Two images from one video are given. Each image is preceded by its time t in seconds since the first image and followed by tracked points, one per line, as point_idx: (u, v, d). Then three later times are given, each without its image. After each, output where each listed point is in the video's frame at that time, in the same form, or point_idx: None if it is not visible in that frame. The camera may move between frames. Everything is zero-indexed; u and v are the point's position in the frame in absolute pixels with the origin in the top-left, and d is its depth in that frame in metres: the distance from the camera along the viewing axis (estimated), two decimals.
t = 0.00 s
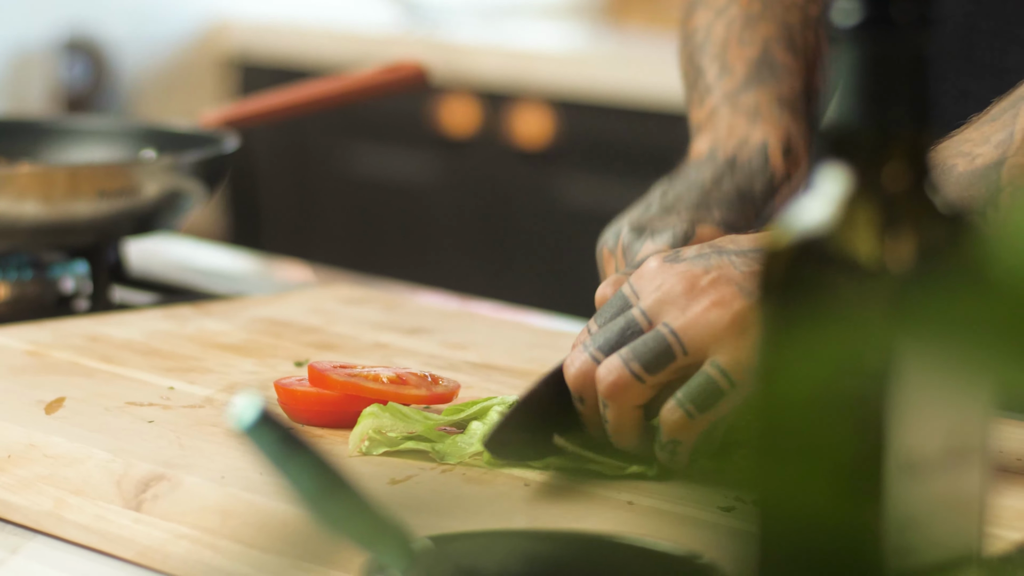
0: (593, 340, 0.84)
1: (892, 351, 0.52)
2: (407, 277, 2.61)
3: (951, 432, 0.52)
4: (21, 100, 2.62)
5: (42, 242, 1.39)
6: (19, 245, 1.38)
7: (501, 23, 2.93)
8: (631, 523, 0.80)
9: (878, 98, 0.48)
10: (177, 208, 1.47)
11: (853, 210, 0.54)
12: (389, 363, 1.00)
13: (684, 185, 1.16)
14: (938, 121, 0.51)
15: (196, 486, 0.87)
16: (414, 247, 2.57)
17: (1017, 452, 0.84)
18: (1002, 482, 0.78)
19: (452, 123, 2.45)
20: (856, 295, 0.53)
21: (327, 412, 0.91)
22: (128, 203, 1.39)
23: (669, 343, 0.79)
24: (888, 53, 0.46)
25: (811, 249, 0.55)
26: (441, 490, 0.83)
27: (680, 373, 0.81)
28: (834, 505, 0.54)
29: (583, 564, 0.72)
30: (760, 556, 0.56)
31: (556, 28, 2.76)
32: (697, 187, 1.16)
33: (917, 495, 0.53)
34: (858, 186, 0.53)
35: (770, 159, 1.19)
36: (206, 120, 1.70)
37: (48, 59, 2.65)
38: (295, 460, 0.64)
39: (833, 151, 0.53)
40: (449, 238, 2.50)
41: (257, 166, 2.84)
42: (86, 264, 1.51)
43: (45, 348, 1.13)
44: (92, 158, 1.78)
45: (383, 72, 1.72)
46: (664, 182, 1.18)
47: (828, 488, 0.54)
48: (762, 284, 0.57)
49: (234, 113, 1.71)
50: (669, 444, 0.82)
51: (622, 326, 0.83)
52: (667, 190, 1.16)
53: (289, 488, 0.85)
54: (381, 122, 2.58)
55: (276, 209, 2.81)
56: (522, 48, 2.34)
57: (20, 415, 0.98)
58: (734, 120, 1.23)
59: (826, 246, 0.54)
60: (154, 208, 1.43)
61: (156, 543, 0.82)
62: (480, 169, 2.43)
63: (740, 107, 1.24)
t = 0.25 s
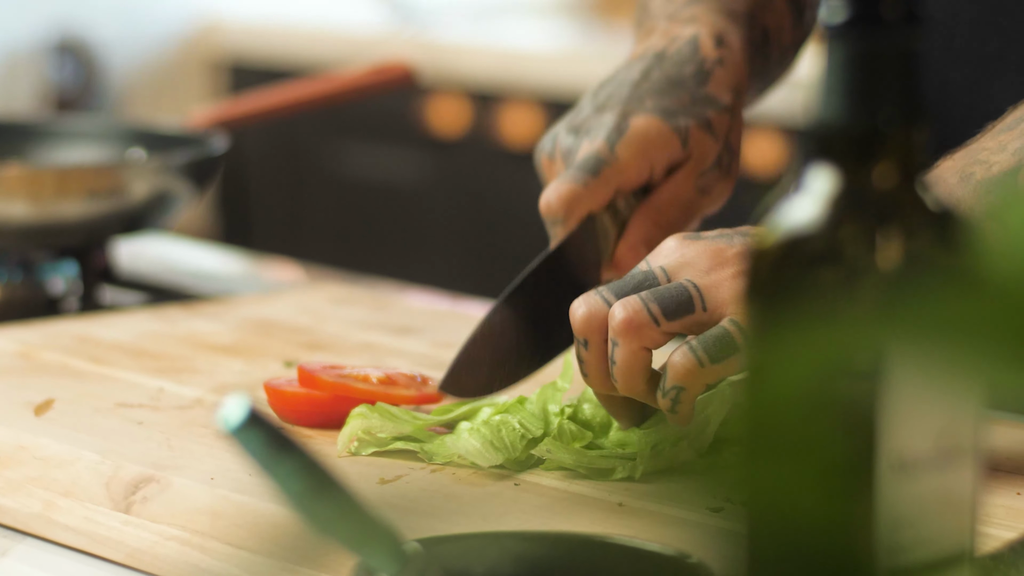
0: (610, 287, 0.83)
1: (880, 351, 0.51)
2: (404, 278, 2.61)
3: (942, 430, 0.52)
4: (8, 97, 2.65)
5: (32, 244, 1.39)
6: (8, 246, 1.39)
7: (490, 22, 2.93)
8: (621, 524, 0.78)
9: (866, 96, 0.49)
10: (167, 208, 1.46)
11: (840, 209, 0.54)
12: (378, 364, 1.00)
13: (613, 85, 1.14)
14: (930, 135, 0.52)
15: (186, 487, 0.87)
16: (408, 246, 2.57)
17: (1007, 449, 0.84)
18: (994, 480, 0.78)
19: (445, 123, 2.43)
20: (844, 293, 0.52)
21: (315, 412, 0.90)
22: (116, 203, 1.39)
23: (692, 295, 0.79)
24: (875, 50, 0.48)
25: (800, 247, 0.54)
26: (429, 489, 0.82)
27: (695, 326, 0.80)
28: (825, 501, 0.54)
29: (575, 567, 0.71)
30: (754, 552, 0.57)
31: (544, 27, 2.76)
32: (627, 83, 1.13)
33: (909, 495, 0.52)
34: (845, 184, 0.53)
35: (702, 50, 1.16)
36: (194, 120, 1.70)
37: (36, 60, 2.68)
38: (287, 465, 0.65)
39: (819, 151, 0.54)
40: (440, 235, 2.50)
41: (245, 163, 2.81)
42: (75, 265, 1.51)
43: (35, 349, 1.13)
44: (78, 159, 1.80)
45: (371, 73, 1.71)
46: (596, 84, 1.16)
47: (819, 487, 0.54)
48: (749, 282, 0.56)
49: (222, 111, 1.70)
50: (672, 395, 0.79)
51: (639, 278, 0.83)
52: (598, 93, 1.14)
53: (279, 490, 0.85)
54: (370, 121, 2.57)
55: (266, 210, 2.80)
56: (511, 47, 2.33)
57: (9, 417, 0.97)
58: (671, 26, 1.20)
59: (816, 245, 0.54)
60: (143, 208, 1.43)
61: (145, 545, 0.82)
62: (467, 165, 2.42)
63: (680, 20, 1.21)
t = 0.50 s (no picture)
0: (613, 319, 0.84)
1: (881, 352, 0.52)
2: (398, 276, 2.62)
3: (940, 431, 0.55)
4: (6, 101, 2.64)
5: (31, 245, 1.39)
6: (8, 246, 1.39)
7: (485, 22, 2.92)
8: (619, 525, 0.79)
9: (864, 97, 0.49)
10: (163, 210, 1.45)
11: (838, 207, 0.54)
12: (375, 365, 1.00)
13: (666, 82, 1.19)
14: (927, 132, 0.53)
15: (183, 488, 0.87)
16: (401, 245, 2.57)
17: (1005, 450, 0.84)
18: (992, 480, 0.78)
19: (439, 125, 2.43)
20: (844, 295, 0.53)
21: (314, 413, 0.90)
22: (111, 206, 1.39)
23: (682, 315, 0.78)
24: (876, 50, 0.49)
25: (798, 246, 0.54)
26: (427, 490, 0.83)
27: (701, 343, 0.80)
28: (823, 503, 0.54)
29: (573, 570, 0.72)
30: (752, 552, 0.57)
31: (539, 28, 2.76)
32: (680, 81, 1.17)
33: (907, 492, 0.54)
34: (844, 186, 0.54)
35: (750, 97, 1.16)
36: (189, 122, 1.67)
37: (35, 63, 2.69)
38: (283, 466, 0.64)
39: (822, 150, 0.54)
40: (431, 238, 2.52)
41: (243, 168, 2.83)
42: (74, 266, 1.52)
43: (33, 350, 1.13)
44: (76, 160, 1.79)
45: (367, 74, 1.73)
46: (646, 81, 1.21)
47: (816, 489, 0.54)
48: (747, 281, 0.55)
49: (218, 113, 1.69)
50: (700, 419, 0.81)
51: (637, 304, 0.83)
52: (651, 89, 1.19)
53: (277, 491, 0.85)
54: (363, 120, 2.56)
55: (264, 211, 2.82)
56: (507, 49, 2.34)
57: (7, 418, 0.98)
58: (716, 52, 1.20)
59: (816, 241, 0.54)
60: (139, 210, 1.42)
61: (144, 546, 0.82)
62: (465, 168, 2.42)
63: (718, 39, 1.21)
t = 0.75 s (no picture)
0: (643, 319, 0.86)
1: (880, 352, 0.53)
2: (389, 272, 2.62)
3: (939, 433, 0.53)
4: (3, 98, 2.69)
5: (29, 245, 1.39)
6: (7, 248, 1.39)
7: (479, 21, 2.93)
8: (619, 524, 0.80)
9: (866, 99, 0.50)
10: (163, 209, 1.46)
11: (837, 211, 0.56)
12: (375, 366, 1.01)
13: (644, 193, 1.10)
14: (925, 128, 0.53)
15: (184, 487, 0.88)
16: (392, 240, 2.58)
17: (1003, 450, 0.86)
18: (990, 479, 0.80)
19: (436, 124, 2.45)
20: (841, 295, 0.55)
21: (315, 414, 0.91)
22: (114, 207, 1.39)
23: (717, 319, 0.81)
24: (876, 56, 0.48)
25: (797, 248, 0.56)
26: (428, 491, 0.84)
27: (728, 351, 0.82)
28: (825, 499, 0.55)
29: (573, 565, 0.73)
30: (755, 554, 0.57)
31: (532, 27, 2.77)
32: (660, 192, 1.09)
33: (907, 497, 0.54)
34: (843, 190, 0.56)
35: (729, 159, 1.14)
36: (189, 122, 1.68)
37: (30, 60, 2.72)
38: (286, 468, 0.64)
39: (822, 153, 0.56)
40: (423, 240, 2.52)
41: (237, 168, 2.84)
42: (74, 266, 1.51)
43: (31, 350, 1.13)
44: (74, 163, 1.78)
45: (367, 73, 1.74)
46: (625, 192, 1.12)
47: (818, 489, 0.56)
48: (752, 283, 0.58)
49: (217, 114, 1.69)
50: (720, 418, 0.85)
51: (672, 305, 0.85)
52: (629, 200, 1.10)
53: (279, 491, 0.86)
54: (361, 118, 2.57)
55: (255, 207, 2.82)
56: (502, 47, 2.35)
57: (6, 417, 0.98)
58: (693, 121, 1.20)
59: (813, 242, 0.56)
60: (138, 210, 1.43)
61: (146, 545, 0.83)
62: (460, 167, 2.43)
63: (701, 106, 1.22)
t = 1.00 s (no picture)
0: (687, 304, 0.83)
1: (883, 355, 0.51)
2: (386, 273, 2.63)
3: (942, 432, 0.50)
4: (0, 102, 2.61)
5: (30, 247, 1.39)
6: (7, 250, 1.39)
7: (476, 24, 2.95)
8: (621, 525, 0.81)
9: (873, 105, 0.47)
10: (163, 211, 1.47)
11: (849, 210, 0.56)
12: (377, 367, 1.01)
13: (654, 66, 1.12)
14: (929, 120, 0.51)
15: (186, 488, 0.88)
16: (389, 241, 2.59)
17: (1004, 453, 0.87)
18: (993, 481, 0.81)
19: (436, 125, 2.46)
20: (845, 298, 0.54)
21: (316, 414, 0.92)
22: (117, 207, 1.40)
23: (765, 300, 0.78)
24: (881, 59, 0.46)
25: (805, 251, 0.56)
26: (431, 492, 0.84)
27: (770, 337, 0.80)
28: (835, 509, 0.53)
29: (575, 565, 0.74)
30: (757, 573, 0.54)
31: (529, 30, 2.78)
32: (668, 63, 1.11)
33: (915, 499, 0.51)
34: (849, 191, 0.56)
35: (734, 30, 1.15)
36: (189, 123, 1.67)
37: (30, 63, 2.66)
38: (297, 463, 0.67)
39: (823, 156, 0.56)
40: (422, 241, 2.53)
41: (237, 169, 2.82)
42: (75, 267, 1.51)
43: (32, 350, 1.13)
44: (76, 163, 1.77)
45: (367, 75, 1.76)
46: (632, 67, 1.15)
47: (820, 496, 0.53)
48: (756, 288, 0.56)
49: (217, 116, 1.68)
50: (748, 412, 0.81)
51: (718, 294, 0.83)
52: (638, 74, 1.12)
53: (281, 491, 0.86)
54: (362, 120, 2.57)
55: (252, 208, 2.82)
56: (503, 49, 2.35)
57: (8, 418, 0.98)
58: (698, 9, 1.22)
59: (820, 245, 0.56)
60: (140, 211, 1.43)
61: (148, 545, 0.83)
62: (459, 169, 2.44)
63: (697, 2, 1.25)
